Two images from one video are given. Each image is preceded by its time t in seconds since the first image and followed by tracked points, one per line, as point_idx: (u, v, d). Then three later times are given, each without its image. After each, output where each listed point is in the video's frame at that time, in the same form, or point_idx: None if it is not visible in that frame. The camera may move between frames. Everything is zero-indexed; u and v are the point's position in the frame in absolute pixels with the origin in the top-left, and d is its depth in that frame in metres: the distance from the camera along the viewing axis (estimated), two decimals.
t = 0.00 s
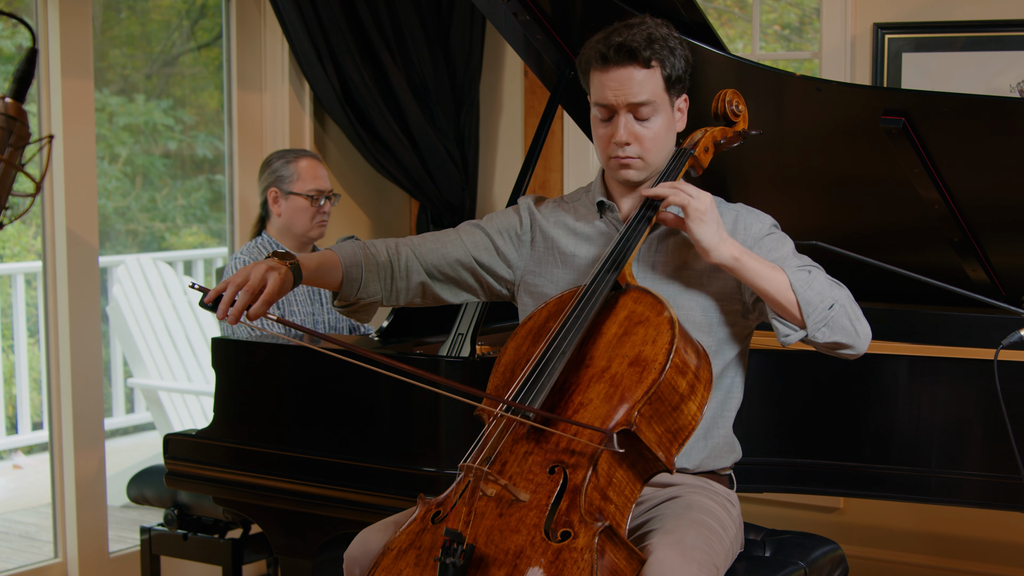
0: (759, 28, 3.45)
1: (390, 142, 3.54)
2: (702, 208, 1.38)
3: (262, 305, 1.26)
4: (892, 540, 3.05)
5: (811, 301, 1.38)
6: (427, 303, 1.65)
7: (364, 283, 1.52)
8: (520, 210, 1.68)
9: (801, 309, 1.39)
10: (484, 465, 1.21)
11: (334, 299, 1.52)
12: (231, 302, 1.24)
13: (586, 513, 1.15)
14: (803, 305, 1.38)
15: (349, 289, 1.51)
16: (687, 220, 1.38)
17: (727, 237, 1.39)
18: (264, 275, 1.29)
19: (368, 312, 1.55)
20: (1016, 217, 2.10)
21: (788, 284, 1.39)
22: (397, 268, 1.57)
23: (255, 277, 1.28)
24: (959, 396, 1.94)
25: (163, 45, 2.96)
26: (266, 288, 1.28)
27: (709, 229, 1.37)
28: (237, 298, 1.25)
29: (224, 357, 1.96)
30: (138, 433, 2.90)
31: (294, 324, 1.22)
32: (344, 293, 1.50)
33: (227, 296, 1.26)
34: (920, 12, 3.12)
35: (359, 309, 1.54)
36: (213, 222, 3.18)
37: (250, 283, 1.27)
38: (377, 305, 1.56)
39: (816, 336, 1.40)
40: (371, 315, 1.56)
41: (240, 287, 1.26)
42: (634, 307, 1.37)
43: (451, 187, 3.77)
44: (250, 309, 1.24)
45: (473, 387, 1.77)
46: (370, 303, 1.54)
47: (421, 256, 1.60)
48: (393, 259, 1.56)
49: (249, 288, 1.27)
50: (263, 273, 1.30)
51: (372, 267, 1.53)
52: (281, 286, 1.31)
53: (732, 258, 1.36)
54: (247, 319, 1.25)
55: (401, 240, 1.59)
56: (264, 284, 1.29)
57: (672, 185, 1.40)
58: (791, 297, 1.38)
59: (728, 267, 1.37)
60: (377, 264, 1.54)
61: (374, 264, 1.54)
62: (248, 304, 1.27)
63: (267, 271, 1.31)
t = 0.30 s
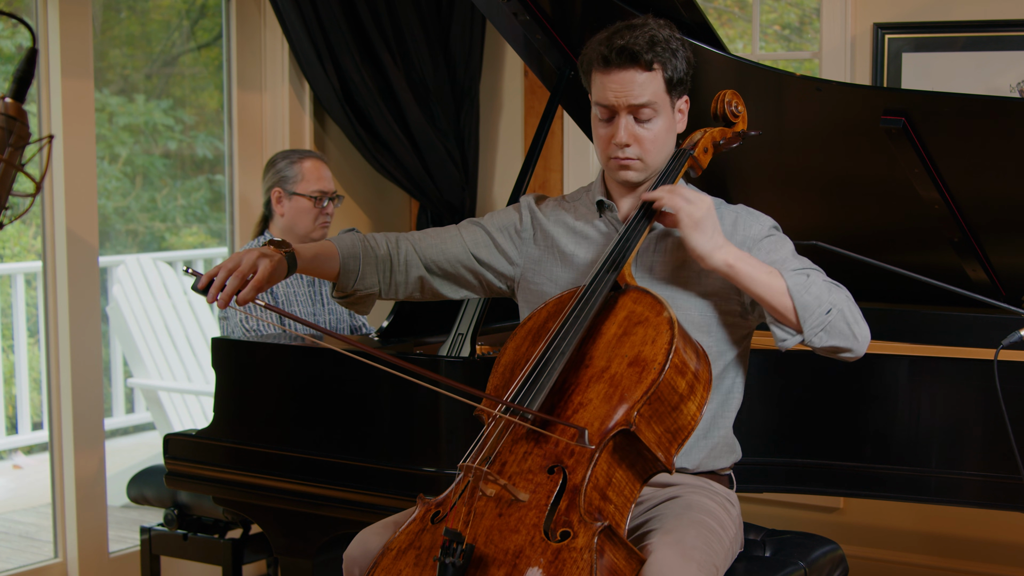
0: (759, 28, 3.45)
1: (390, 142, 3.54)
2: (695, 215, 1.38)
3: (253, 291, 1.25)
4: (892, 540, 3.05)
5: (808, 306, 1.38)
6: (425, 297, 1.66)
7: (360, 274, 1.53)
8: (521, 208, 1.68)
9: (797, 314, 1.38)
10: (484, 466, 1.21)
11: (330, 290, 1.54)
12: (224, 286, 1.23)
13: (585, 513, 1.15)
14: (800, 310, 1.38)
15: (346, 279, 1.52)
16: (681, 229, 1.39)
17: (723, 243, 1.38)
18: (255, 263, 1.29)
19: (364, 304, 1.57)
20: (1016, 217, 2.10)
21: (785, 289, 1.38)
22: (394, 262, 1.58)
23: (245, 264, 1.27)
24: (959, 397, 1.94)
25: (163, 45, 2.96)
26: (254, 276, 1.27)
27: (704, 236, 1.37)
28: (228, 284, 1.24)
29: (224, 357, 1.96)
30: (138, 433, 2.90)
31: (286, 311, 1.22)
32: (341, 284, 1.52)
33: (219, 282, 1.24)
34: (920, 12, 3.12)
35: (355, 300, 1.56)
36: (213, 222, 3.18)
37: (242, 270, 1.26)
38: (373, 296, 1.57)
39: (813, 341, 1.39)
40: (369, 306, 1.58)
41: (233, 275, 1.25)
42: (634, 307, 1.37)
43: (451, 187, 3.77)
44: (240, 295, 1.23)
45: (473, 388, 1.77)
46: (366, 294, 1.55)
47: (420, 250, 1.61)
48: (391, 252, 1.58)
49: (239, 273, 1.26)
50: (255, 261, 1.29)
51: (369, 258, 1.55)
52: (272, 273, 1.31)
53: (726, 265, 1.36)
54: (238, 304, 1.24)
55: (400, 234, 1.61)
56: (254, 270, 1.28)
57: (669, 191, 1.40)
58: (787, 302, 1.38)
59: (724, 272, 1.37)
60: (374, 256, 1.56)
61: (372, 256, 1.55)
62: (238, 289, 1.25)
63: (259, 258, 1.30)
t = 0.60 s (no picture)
0: (759, 28, 3.45)
1: (390, 142, 3.54)
2: (704, 216, 1.37)
3: (245, 268, 1.26)
4: (892, 539, 3.05)
5: (796, 326, 1.38)
6: (422, 288, 1.66)
7: (357, 260, 1.53)
8: (522, 205, 1.68)
9: (785, 332, 1.39)
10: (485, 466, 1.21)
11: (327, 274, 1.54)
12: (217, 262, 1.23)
13: (587, 514, 1.15)
14: (787, 330, 1.38)
15: (343, 266, 1.52)
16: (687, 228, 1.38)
17: (727, 249, 1.38)
18: (252, 239, 1.29)
19: (361, 290, 1.56)
20: (1016, 217, 2.10)
21: (776, 306, 1.39)
22: (393, 250, 1.58)
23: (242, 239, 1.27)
24: (959, 396, 1.94)
25: (163, 44, 2.96)
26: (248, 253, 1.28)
27: (707, 240, 1.36)
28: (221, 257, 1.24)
29: (224, 358, 1.96)
30: (138, 433, 2.90)
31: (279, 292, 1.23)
32: (337, 269, 1.52)
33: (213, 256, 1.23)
34: (920, 12, 3.12)
35: (352, 285, 1.55)
36: (213, 222, 3.18)
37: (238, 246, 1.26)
38: (370, 284, 1.57)
39: (795, 362, 1.40)
40: (365, 293, 1.57)
41: (228, 250, 1.24)
42: (635, 308, 1.37)
43: (451, 187, 3.77)
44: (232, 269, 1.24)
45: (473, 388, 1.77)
46: (363, 281, 1.55)
47: (419, 241, 1.61)
48: (390, 241, 1.58)
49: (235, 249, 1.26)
50: (251, 237, 1.28)
51: (368, 246, 1.55)
52: (266, 251, 1.31)
53: (726, 271, 1.36)
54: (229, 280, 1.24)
55: (399, 225, 1.61)
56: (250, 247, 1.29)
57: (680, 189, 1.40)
58: (778, 319, 1.38)
59: (722, 279, 1.37)
60: (373, 244, 1.56)
61: (370, 244, 1.55)
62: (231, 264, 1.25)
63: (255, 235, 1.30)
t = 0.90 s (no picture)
0: (759, 28, 3.45)
1: (390, 142, 3.54)
2: (712, 199, 1.39)
3: (234, 239, 1.25)
4: (892, 539, 3.05)
5: (811, 300, 1.39)
6: (417, 277, 1.65)
7: (352, 245, 1.53)
8: (522, 201, 1.68)
9: (801, 307, 1.39)
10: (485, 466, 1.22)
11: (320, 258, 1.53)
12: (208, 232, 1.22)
13: (587, 514, 1.15)
14: (802, 305, 1.38)
15: (335, 249, 1.51)
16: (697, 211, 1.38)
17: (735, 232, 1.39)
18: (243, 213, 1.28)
19: (354, 276, 1.56)
20: (1016, 217, 2.10)
21: (790, 281, 1.39)
22: (389, 239, 1.58)
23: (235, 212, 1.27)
24: (959, 396, 1.94)
25: (163, 45, 2.96)
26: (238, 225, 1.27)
27: (715, 220, 1.37)
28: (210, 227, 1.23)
29: (224, 358, 1.96)
30: (138, 433, 2.90)
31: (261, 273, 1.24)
32: (330, 253, 1.51)
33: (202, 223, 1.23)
34: (920, 12, 3.12)
35: (345, 271, 1.55)
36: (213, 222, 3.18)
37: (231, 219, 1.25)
38: (362, 270, 1.56)
39: (813, 336, 1.39)
40: (359, 279, 1.57)
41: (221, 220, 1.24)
42: (635, 307, 1.37)
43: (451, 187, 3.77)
44: (221, 240, 1.23)
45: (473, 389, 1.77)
46: (356, 267, 1.55)
47: (416, 231, 1.61)
48: (387, 229, 1.57)
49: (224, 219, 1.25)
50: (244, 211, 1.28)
51: (363, 232, 1.54)
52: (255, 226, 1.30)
53: (736, 251, 1.36)
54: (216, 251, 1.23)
55: (397, 214, 1.60)
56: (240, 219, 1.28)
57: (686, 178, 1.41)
58: (792, 294, 1.38)
59: (733, 260, 1.37)
60: (370, 231, 1.55)
61: (366, 230, 1.54)
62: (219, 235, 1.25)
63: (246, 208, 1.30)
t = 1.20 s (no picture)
0: (759, 28, 3.45)
1: (390, 142, 3.54)
2: (699, 221, 1.37)
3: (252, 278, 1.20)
4: (892, 540, 3.05)
5: (805, 313, 1.39)
6: (421, 284, 1.62)
7: (358, 260, 1.48)
8: (523, 203, 1.68)
9: (795, 320, 1.39)
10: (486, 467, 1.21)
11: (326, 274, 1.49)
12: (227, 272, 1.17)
13: (588, 515, 1.15)
14: (797, 317, 1.38)
15: (343, 266, 1.47)
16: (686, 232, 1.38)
17: (729, 244, 1.38)
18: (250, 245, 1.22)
19: (361, 289, 1.52)
20: (1016, 217, 2.10)
21: (784, 296, 1.39)
22: (394, 249, 1.54)
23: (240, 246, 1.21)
24: (959, 396, 1.94)
25: (163, 44, 2.96)
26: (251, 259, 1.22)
27: (707, 238, 1.37)
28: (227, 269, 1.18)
29: (224, 358, 1.96)
30: (138, 433, 2.90)
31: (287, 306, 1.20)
32: (338, 270, 1.47)
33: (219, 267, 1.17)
34: (920, 12, 3.12)
35: (352, 285, 1.51)
36: (213, 222, 3.17)
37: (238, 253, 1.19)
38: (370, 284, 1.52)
39: (807, 348, 1.40)
40: (364, 291, 1.53)
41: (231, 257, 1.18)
42: (636, 308, 1.37)
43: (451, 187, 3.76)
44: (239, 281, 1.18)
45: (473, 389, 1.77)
46: (364, 281, 1.50)
47: (421, 238, 1.58)
48: (391, 239, 1.53)
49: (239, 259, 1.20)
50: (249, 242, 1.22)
51: (370, 244, 1.50)
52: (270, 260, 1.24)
53: (729, 267, 1.36)
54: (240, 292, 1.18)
55: (400, 222, 1.56)
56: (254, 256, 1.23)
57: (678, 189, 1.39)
58: (785, 308, 1.39)
59: (726, 276, 1.37)
60: (375, 243, 1.51)
61: (372, 241, 1.51)
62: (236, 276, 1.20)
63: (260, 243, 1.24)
